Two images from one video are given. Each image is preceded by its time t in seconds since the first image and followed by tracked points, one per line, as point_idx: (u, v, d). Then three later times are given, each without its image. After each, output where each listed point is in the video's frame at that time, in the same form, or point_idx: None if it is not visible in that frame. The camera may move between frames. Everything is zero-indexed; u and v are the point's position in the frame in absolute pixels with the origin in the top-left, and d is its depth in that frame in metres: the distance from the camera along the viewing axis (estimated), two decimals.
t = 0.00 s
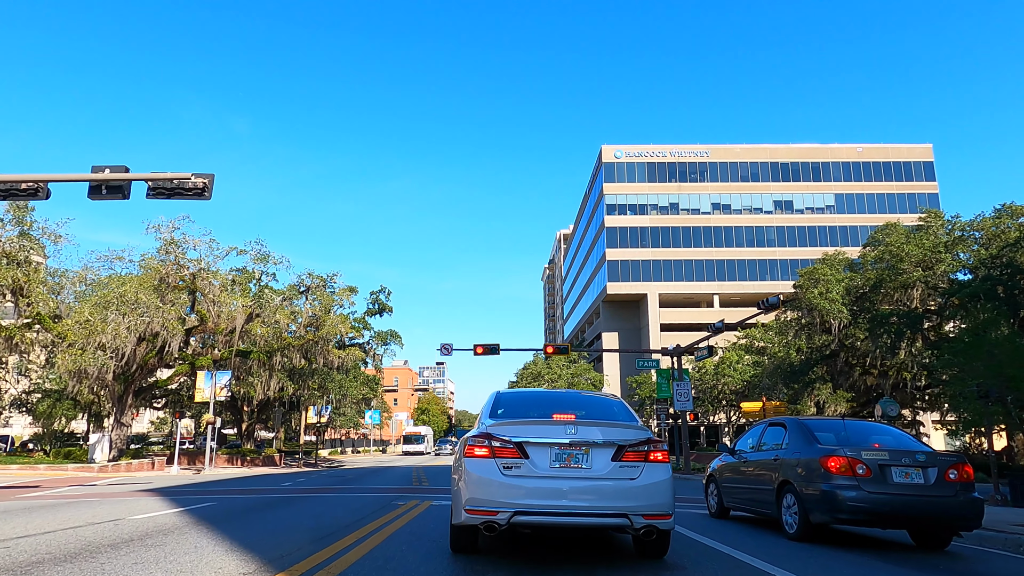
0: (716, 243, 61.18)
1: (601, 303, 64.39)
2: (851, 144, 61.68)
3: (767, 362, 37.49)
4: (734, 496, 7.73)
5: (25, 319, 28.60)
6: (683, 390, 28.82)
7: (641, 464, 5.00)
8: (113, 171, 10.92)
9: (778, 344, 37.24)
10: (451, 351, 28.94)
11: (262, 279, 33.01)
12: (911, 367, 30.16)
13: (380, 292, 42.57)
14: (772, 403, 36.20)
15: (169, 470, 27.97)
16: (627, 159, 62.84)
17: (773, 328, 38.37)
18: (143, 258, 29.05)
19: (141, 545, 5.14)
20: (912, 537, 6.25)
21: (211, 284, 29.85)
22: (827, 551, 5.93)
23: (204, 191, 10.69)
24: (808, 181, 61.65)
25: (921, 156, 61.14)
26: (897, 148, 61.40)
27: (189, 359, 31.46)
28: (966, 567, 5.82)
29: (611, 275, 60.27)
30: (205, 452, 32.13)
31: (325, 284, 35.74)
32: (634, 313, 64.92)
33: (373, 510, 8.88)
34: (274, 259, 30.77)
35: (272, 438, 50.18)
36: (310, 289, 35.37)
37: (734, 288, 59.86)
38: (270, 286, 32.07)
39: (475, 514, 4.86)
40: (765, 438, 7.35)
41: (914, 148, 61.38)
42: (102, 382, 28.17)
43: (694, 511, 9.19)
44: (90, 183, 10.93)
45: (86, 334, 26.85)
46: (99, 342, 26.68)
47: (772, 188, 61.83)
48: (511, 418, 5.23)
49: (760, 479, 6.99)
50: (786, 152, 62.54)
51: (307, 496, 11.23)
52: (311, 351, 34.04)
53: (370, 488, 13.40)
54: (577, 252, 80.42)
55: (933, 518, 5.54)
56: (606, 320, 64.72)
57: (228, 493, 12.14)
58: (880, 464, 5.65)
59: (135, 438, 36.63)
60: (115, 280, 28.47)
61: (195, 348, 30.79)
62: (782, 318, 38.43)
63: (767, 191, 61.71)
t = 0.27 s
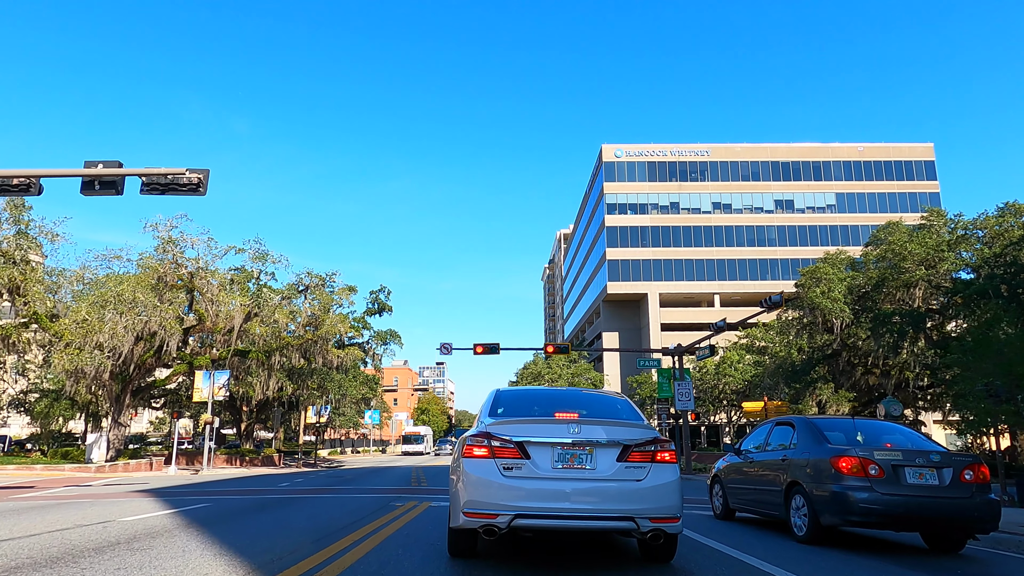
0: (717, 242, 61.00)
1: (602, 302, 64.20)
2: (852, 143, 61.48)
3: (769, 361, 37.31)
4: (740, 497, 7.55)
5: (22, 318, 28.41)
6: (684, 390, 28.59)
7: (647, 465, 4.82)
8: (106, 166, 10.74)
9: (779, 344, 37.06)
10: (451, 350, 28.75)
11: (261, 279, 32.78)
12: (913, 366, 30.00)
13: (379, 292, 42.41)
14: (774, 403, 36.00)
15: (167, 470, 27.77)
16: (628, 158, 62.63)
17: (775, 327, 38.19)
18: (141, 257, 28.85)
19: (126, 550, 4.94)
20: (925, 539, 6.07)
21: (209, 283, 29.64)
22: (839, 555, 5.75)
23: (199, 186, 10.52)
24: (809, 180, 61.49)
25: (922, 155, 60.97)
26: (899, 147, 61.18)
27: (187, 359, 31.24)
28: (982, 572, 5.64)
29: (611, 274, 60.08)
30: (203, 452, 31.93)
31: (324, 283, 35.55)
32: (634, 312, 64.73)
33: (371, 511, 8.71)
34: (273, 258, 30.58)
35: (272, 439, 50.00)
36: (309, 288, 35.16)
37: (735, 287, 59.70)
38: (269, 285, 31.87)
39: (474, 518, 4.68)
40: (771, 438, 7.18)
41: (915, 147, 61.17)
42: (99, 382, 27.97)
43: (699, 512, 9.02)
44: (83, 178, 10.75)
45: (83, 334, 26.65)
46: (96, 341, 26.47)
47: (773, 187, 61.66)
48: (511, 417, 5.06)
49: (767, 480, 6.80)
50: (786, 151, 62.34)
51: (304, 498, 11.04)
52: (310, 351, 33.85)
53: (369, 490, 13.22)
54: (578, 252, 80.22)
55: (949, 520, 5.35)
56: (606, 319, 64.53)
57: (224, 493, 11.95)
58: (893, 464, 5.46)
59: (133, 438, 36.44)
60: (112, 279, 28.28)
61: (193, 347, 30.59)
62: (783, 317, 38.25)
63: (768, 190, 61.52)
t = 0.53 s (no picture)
0: (717, 241, 60.83)
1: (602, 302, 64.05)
2: (853, 142, 61.25)
3: (770, 360, 37.16)
4: (745, 498, 7.40)
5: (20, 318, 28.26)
6: (685, 389, 28.40)
7: (654, 465, 4.66)
8: (100, 161, 10.57)
9: (780, 342, 36.93)
10: (451, 349, 28.58)
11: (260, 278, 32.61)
12: (915, 365, 29.86)
13: (379, 291, 42.26)
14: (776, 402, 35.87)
15: (165, 470, 27.63)
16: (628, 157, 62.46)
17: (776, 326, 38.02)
18: (138, 256, 28.68)
19: (112, 554, 4.78)
20: (937, 542, 5.90)
21: (207, 281, 29.47)
22: (848, 558, 5.59)
23: (194, 181, 10.36)
24: (810, 179, 61.32)
25: (923, 154, 60.75)
26: (900, 146, 60.97)
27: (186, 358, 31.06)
28: None
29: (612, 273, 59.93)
30: (202, 452, 31.78)
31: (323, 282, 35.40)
32: (634, 312, 64.60)
33: (369, 511, 8.56)
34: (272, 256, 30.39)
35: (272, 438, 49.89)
36: (308, 287, 35.00)
37: (736, 287, 59.55)
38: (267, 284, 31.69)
39: (472, 520, 4.52)
40: (777, 438, 7.03)
41: (916, 146, 60.95)
42: (96, 382, 27.82)
43: (704, 513, 8.86)
44: (76, 174, 10.58)
45: (81, 333, 26.50)
46: (93, 340, 26.31)
47: (774, 186, 61.50)
48: (511, 416, 4.90)
49: (774, 480, 6.64)
50: (787, 150, 62.14)
51: (300, 498, 10.89)
52: (309, 350, 33.68)
53: (367, 490, 13.05)
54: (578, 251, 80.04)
55: (964, 523, 5.18)
56: (606, 319, 64.38)
57: (220, 493, 11.79)
58: (905, 464, 5.30)
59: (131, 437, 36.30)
60: (110, 278, 28.12)
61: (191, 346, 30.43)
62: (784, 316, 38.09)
63: (769, 189, 61.36)
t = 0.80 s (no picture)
0: (717, 241, 60.69)
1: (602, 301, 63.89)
2: (853, 141, 61.07)
3: (770, 360, 37.03)
4: (751, 499, 7.27)
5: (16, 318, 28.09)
6: (686, 388, 28.19)
7: (660, 466, 4.51)
8: (93, 157, 10.42)
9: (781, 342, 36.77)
10: (451, 348, 28.43)
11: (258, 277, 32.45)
12: (917, 365, 29.71)
13: (378, 290, 42.10)
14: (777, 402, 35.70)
15: (162, 470, 27.47)
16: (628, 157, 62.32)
17: (777, 326, 37.92)
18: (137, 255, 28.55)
19: (98, 558, 4.62)
20: (949, 545, 5.75)
21: (205, 281, 29.29)
22: (859, 560, 5.44)
23: (190, 177, 10.23)
24: (810, 179, 61.19)
25: (924, 154, 60.61)
26: (900, 145, 60.81)
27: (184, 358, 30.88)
28: None
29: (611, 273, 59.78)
30: (200, 452, 31.61)
31: (322, 281, 35.24)
32: (634, 311, 64.44)
33: (366, 513, 8.41)
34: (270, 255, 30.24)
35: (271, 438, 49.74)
36: (307, 286, 34.85)
37: (736, 286, 59.41)
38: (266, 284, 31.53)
39: (471, 523, 4.37)
40: (783, 439, 6.91)
41: (917, 145, 60.79)
42: (93, 381, 27.64)
43: (708, 514, 8.73)
44: (69, 170, 10.42)
45: (78, 332, 26.35)
46: (91, 340, 26.18)
47: (774, 185, 61.37)
48: (511, 415, 4.76)
49: (781, 481, 6.51)
50: (788, 149, 61.97)
51: (297, 499, 10.74)
52: (308, 350, 33.52)
53: (365, 491, 12.89)
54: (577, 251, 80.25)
55: (978, 525, 5.04)
56: (606, 319, 64.23)
57: (216, 495, 11.63)
58: (917, 464, 5.15)
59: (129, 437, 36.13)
60: (109, 278, 27.98)
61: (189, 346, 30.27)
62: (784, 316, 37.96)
63: (769, 189, 61.24)
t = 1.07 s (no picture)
0: (717, 241, 60.57)
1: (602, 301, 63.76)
2: (854, 141, 60.92)
3: (771, 359, 36.89)
4: (755, 500, 7.15)
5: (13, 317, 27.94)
6: (686, 388, 28.03)
7: (665, 467, 4.39)
8: (88, 153, 10.30)
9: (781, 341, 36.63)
10: (450, 347, 28.30)
11: (256, 276, 32.30)
12: (918, 364, 29.57)
13: (378, 290, 41.93)
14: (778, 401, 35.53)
15: (160, 471, 27.32)
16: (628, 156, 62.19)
17: (778, 326, 37.81)
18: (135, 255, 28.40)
19: (83, 562, 4.47)
20: (959, 548, 5.63)
21: (203, 280, 29.11)
22: (868, 563, 5.32)
23: (185, 174, 10.11)
24: (810, 178, 61.06)
25: (924, 153, 60.47)
26: (901, 145, 60.68)
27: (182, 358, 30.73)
28: None
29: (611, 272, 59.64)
30: (199, 452, 31.47)
31: (321, 281, 35.08)
32: (634, 311, 64.32)
33: (363, 514, 8.28)
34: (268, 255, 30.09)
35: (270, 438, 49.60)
36: (306, 286, 34.69)
37: (736, 286, 59.27)
38: (265, 283, 31.38)
39: (469, 527, 4.24)
40: (788, 438, 6.78)
41: (917, 145, 60.68)
42: (90, 381, 27.47)
43: (712, 515, 8.61)
44: (64, 166, 10.30)
45: (75, 332, 26.21)
46: (88, 339, 26.02)
47: (774, 185, 61.26)
48: (511, 414, 4.63)
49: (786, 482, 6.39)
50: (788, 149, 61.84)
51: (295, 500, 10.63)
52: (307, 350, 33.36)
53: (363, 491, 12.76)
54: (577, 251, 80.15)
55: (991, 527, 4.91)
56: (606, 318, 64.10)
57: (212, 495, 11.49)
58: (927, 465, 5.03)
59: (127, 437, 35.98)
60: (107, 277, 27.83)
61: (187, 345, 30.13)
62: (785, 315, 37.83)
63: (769, 188, 61.13)
